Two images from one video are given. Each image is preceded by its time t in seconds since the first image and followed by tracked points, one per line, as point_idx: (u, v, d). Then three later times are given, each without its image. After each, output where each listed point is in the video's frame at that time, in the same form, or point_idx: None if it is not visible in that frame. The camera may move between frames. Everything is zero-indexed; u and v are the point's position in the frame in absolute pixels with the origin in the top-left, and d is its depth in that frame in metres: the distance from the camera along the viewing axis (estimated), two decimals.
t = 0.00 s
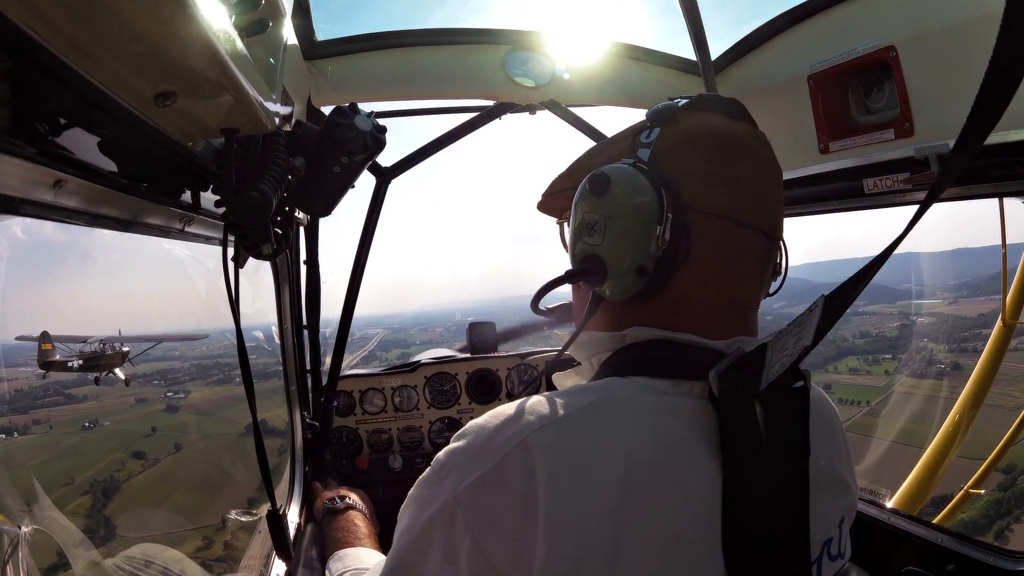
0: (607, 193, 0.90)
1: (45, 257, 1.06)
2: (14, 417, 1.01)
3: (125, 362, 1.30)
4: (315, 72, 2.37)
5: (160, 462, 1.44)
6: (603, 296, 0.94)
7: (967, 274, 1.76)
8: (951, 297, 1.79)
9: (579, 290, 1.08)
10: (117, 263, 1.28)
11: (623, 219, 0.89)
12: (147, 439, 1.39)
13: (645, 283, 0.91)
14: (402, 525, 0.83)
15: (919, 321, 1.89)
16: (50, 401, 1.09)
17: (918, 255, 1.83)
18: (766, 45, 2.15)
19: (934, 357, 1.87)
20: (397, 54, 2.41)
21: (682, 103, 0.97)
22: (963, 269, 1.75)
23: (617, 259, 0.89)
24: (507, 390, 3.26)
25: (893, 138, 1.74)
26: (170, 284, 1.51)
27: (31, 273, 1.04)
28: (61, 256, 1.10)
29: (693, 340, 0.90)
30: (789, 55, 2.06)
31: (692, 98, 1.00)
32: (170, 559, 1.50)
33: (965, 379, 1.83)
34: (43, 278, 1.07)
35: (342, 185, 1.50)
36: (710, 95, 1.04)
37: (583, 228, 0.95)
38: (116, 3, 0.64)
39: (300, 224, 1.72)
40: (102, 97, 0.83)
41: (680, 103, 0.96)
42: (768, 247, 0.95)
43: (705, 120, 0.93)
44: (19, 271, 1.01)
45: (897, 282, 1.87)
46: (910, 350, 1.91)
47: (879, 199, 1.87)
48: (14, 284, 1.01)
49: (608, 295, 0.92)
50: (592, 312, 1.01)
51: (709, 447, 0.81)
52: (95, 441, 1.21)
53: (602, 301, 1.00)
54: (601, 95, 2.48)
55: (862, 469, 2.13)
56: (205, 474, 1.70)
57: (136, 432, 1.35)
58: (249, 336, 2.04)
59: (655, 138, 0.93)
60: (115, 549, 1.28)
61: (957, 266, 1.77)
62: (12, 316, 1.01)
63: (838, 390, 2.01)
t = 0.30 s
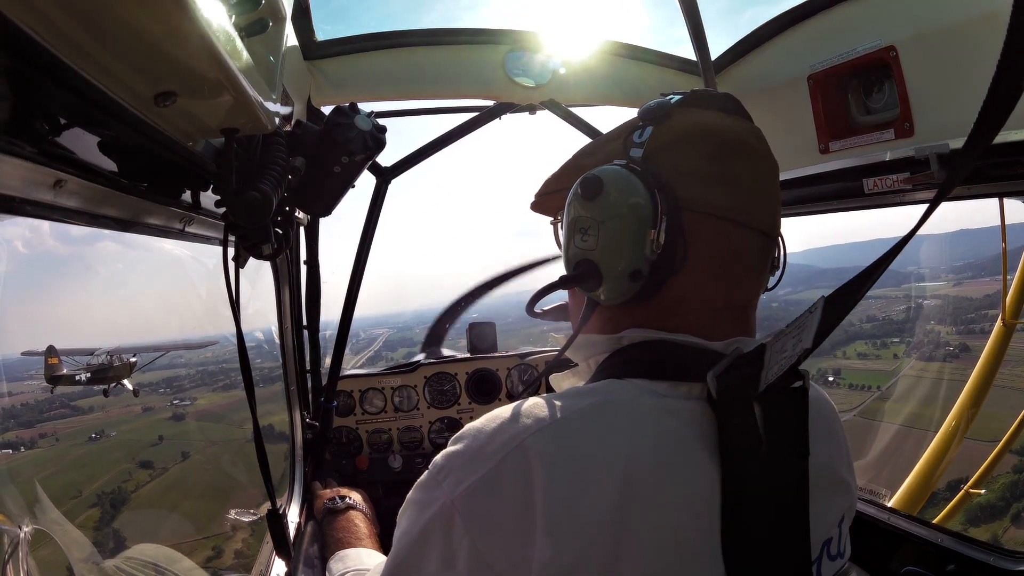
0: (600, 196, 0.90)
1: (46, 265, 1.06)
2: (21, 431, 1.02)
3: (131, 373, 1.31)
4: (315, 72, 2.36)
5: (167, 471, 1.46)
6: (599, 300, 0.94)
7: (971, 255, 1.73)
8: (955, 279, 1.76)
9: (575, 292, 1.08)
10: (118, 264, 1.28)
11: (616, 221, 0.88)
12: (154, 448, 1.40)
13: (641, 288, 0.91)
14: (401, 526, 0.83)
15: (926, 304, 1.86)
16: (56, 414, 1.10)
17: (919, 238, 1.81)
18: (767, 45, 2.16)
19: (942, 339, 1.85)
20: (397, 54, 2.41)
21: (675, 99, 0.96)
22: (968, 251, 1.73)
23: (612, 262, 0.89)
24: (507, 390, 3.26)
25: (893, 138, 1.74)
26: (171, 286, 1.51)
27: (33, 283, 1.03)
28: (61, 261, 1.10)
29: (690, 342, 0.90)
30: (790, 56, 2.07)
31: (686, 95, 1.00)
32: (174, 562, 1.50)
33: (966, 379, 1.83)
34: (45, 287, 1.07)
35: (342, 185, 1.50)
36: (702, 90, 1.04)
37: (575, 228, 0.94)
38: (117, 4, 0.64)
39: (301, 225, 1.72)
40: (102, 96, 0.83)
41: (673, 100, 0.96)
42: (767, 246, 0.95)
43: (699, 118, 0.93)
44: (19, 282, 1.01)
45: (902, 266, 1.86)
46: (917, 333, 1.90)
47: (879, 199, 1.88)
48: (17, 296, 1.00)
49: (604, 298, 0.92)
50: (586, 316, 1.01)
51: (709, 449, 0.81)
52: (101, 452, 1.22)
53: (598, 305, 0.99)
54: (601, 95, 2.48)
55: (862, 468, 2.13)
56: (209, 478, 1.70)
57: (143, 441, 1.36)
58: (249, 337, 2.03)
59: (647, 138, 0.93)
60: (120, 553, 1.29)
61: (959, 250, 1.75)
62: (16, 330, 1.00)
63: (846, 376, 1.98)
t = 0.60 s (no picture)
0: (599, 198, 0.90)
1: (48, 269, 1.06)
2: (25, 437, 1.02)
3: (139, 379, 1.33)
4: (315, 72, 2.36)
5: (171, 476, 1.46)
6: (599, 302, 0.94)
7: (973, 251, 1.73)
8: (958, 275, 1.75)
9: (575, 294, 1.08)
10: (119, 264, 1.28)
11: (616, 223, 0.88)
12: (157, 453, 1.40)
13: (640, 290, 0.90)
14: (402, 527, 0.83)
15: (929, 300, 1.84)
16: (60, 419, 1.10)
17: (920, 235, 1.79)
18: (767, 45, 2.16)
19: (950, 335, 1.82)
20: (397, 54, 2.41)
21: (674, 98, 0.96)
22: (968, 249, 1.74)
23: (611, 265, 0.89)
24: (507, 389, 3.26)
25: (893, 138, 1.74)
26: (172, 287, 1.51)
27: (36, 288, 1.04)
28: (63, 264, 1.10)
29: (690, 343, 0.89)
30: (790, 56, 2.07)
31: (686, 95, 0.99)
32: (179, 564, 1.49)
33: (966, 378, 1.83)
34: (48, 292, 1.07)
35: (342, 185, 1.49)
36: (700, 88, 1.04)
37: (575, 230, 0.94)
38: (116, 4, 0.64)
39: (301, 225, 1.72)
40: (102, 96, 0.83)
41: (673, 99, 0.96)
42: (767, 245, 0.95)
43: (698, 117, 0.93)
44: (22, 287, 1.01)
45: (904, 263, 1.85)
46: (921, 329, 1.87)
47: (879, 199, 1.88)
48: (21, 302, 1.01)
49: (604, 301, 0.92)
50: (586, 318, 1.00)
51: (709, 450, 0.81)
52: (103, 456, 1.22)
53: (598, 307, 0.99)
54: (601, 95, 2.48)
55: (863, 469, 2.13)
56: (211, 480, 1.70)
57: (147, 446, 1.36)
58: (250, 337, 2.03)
59: (646, 138, 0.93)
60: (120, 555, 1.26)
61: (959, 248, 1.75)
62: (20, 337, 1.00)
63: (855, 372, 1.98)
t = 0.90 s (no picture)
0: (602, 196, 0.90)
1: (49, 269, 1.06)
2: (24, 434, 1.02)
3: (142, 381, 1.34)
4: (315, 72, 2.36)
5: (170, 475, 1.46)
6: (601, 301, 0.94)
7: (975, 255, 1.74)
8: (962, 279, 1.76)
9: (577, 293, 1.07)
10: (119, 265, 1.28)
11: (618, 222, 0.88)
12: (157, 451, 1.40)
13: (643, 289, 0.90)
14: (402, 526, 0.83)
15: (931, 304, 1.84)
16: (60, 417, 1.10)
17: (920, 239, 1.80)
18: (767, 45, 2.16)
19: (954, 339, 1.81)
20: (397, 54, 2.41)
21: (677, 99, 0.96)
22: (969, 254, 1.74)
23: (614, 264, 0.89)
24: (507, 389, 3.26)
25: (893, 138, 1.74)
26: (173, 287, 1.51)
27: (37, 287, 1.04)
28: (64, 264, 1.10)
29: (692, 343, 0.89)
30: (790, 56, 2.07)
31: (687, 95, 0.99)
32: (178, 562, 1.49)
33: (966, 379, 1.82)
34: (50, 291, 1.07)
35: (342, 185, 1.49)
36: (703, 89, 1.04)
37: (577, 229, 0.94)
38: (116, 5, 0.64)
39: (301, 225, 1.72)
40: (102, 96, 0.83)
41: (676, 99, 0.96)
42: (767, 245, 0.95)
43: (700, 117, 0.93)
44: (24, 288, 1.01)
45: (905, 267, 1.85)
46: (924, 332, 1.87)
47: (880, 199, 1.87)
48: (23, 301, 1.01)
49: (606, 300, 0.92)
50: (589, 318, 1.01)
51: (710, 450, 0.81)
52: (103, 454, 1.22)
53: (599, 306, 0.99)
54: (602, 95, 2.47)
55: (863, 469, 2.13)
56: (211, 479, 1.70)
57: (146, 445, 1.35)
58: (250, 337, 2.03)
59: (649, 138, 0.93)
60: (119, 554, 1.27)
61: (960, 252, 1.75)
62: (22, 336, 1.01)
63: (860, 376, 1.93)
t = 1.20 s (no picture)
0: (601, 195, 0.90)
1: (47, 268, 1.06)
2: (19, 425, 1.01)
3: (142, 376, 1.34)
4: (315, 72, 2.36)
5: (165, 469, 1.45)
6: (601, 299, 0.94)
7: (976, 262, 1.73)
8: (963, 286, 1.75)
9: (577, 291, 1.08)
10: (119, 264, 1.28)
11: (618, 220, 0.88)
12: (152, 445, 1.39)
13: (642, 287, 0.90)
14: (402, 526, 0.83)
15: (932, 310, 1.83)
16: (55, 408, 1.09)
17: (919, 245, 1.79)
18: (767, 45, 2.16)
19: (955, 347, 1.81)
20: (398, 54, 2.41)
21: (677, 98, 0.96)
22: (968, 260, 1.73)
23: (614, 262, 0.89)
24: (507, 390, 3.26)
25: (893, 138, 1.74)
26: (172, 285, 1.51)
27: (36, 283, 1.04)
28: (63, 263, 1.10)
29: (692, 341, 0.89)
30: (790, 56, 2.07)
31: (688, 94, 0.99)
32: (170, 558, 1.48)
33: (965, 382, 1.82)
34: (48, 289, 1.07)
35: (342, 185, 1.49)
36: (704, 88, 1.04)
37: (577, 227, 0.94)
38: (118, 6, 0.65)
39: (301, 225, 1.72)
40: (102, 96, 0.83)
41: (676, 98, 0.96)
42: (768, 244, 0.95)
43: (700, 116, 0.93)
44: (24, 286, 1.01)
45: (905, 273, 1.85)
46: (926, 337, 1.86)
47: (880, 199, 1.88)
48: (21, 296, 1.01)
49: (606, 297, 0.92)
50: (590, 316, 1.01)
51: (711, 448, 0.81)
52: (98, 447, 1.21)
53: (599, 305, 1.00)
54: (602, 95, 2.47)
55: (863, 469, 2.13)
56: (209, 476, 1.71)
57: (140, 439, 1.35)
58: (250, 336, 2.03)
59: (650, 136, 0.93)
60: (119, 553, 1.29)
61: (960, 259, 1.75)
62: (23, 331, 1.01)
63: (861, 382, 1.94)
